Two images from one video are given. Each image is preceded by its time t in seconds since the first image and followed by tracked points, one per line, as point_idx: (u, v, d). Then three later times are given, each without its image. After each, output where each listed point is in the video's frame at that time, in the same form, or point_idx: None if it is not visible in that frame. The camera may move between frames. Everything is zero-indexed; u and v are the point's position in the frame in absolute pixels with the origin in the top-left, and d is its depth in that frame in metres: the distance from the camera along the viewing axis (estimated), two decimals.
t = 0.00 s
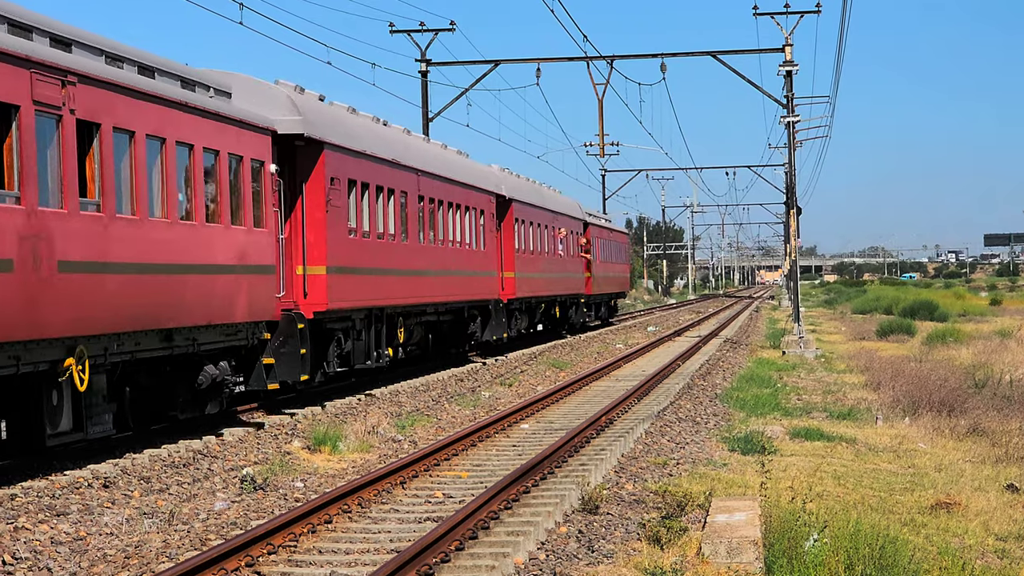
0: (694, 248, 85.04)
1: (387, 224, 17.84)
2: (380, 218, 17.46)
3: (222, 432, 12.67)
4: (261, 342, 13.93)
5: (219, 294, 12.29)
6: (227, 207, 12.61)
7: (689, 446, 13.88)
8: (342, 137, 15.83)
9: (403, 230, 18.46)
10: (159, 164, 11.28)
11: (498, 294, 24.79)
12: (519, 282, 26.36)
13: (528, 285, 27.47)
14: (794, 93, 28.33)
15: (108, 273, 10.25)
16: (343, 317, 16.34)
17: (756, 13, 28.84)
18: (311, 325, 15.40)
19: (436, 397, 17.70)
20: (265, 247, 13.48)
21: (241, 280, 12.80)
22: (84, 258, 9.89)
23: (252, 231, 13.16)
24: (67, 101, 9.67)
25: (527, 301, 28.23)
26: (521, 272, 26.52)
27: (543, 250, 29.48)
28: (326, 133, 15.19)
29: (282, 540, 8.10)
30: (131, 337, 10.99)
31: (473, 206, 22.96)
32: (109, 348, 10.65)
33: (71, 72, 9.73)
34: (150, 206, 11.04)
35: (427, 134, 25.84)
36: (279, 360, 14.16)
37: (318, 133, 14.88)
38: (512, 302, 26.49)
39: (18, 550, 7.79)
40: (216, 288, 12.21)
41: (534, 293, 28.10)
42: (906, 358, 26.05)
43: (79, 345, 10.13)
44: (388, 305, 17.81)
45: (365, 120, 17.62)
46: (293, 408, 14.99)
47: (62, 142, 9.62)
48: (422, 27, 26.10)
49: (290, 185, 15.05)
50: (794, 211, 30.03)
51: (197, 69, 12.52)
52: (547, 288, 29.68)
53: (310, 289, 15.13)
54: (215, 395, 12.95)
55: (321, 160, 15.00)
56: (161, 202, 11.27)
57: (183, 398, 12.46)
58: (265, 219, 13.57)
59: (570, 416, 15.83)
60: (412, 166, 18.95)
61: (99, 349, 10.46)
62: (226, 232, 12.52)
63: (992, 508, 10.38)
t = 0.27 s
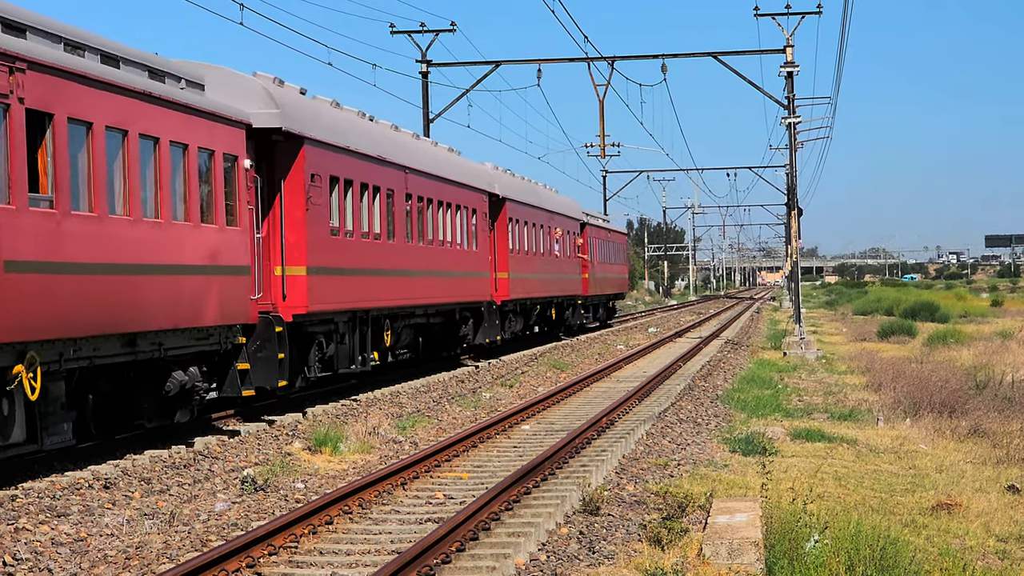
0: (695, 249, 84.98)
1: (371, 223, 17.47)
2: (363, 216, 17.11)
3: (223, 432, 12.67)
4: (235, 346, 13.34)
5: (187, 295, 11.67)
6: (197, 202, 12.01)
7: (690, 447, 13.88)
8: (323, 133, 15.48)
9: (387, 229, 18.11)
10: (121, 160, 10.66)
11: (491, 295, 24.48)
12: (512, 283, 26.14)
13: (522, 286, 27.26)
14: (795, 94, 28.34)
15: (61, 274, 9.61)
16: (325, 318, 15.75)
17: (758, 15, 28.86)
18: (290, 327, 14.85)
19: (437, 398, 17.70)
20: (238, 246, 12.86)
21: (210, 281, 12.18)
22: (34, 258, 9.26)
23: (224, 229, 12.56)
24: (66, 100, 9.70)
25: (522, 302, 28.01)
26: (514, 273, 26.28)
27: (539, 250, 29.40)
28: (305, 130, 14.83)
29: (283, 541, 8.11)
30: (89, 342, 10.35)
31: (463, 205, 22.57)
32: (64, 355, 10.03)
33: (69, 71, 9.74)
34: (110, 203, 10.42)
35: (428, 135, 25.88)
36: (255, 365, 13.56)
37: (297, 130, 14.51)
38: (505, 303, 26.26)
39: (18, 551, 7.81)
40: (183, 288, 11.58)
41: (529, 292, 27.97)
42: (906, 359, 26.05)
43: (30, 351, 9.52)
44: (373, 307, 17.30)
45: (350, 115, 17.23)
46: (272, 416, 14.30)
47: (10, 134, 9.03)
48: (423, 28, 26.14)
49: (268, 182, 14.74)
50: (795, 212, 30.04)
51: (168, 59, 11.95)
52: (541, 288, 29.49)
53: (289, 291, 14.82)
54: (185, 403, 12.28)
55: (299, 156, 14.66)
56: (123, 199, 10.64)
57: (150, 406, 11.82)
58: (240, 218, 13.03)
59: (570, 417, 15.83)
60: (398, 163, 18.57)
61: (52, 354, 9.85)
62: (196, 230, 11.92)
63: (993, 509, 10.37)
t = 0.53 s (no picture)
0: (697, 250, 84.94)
1: (359, 222, 16.52)
2: (350, 215, 16.14)
3: (225, 433, 12.67)
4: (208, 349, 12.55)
5: (153, 297, 10.90)
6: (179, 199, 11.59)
7: (692, 448, 13.88)
8: (305, 126, 14.48)
9: (376, 228, 17.16)
10: (79, 152, 9.96)
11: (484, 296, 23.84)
12: (507, 284, 25.65)
13: (518, 287, 26.83)
14: (797, 95, 28.33)
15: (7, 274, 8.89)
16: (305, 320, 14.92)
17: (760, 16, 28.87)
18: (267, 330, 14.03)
19: (440, 399, 17.70)
20: (209, 245, 12.10)
21: (178, 282, 11.40)
22: None
23: (194, 227, 11.80)
24: (71, 102, 9.72)
25: (516, 304, 27.55)
26: (509, 274, 25.79)
27: (535, 251, 29.19)
28: (284, 122, 13.81)
29: (285, 542, 8.11)
30: (41, 347, 9.60)
31: (457, 203, 21.73)
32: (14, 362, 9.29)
33: (73, 74, 9.75)
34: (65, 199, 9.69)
35: (431, 135, 25.90)
36: (231, 370, 12.78)
37: (275, 121, 13.52)
38: (501, 305, 25.72)
39: (20, 552, 7.82)
40: (149, 288, 10.85)
41: (523, 292, 27.53)
42: (908, 360, 26.04)
43: None
44: (360, 309, 16.46)
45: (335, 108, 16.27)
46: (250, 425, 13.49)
47: None
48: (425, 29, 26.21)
49: (245, 177, 13.64)
50: (797, 213, 30.03)
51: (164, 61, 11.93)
52: (534, 290, 29.04)
53: (267, 292, 13.76)
54: (152, 411, 11.48)
55: (278, 151, 13.65)
56: (79, 193, 9.92)
57: (114, 415, 11.08)
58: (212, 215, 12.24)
59: (572, 419, 15.82)
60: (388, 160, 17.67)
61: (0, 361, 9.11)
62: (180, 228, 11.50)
63: (995, 510, 10.37)
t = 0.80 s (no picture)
0: (698, 251, 84.90)
1: (341, 222, 15.90)
2: (331, 215, 15.52)
3: (226, 434, 12.67)
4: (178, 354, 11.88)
5: (114, 298, 10.20)
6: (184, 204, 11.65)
7: (693, 449, 13.88)
8: (282, 120, 13.86)
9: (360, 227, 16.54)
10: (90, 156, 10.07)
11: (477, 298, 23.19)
12: (501, 285, 25.33)
13: (513, 289, 26.60)
14: (798, 96, 28.34)
15: None
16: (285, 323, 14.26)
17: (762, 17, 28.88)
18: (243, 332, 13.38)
19: (441, 401, 17.70)
20: (175, 242, 11.34)
21: (140, 280, 10.66)
22: None
23: (160, 225, 11.08)
24: (80, 105, 9.81)
25: (511, 306, 27.19)
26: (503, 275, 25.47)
27: (530, 252, 29.10)
28: (260, 116, 13.19)
29: (286, 544, 8.11)
30: None
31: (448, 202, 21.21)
32: None
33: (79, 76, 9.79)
34: (17, 194, 9.06)
35: (432, 136, 25.92)
36: (204, 376, 12.14)
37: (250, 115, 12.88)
38: (493, 307, 25.22)
39: (22, 553, 7.83)
40: (111, 290, 10.17)
41: (518, 294, 27.19)
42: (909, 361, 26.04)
43: None
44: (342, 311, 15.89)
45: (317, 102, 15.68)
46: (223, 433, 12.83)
47: None
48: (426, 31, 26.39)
49: (219, 174, 12.96)
50: (798, 214, 30.02)
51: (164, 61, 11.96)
52: (529, 292, 28.65)
53: (242, 294, 13.09)
54: (116, 420, 10.80)
55: (253, 146, 13.04)
56: (30, 189, 9.25)
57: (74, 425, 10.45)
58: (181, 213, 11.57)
59: (574, 420, 15.82)
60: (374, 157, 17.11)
61: None
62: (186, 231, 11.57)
63: (997, 512, 10.37)
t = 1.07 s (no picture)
0: (700, 252, 84.84)
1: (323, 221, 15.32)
2: (313, 213, 14.94)
3: (226, 436, 12.66)
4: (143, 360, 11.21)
5: (69, 300, 9.61)
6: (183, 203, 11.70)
7: (694, 450, 13.89)
8: (260, 113, 13.27)
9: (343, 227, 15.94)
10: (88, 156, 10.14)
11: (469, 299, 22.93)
12: (495, 286, 25.29)
13: (506, 289, 26.50)
14: (799, 97, 28.34)
15: None
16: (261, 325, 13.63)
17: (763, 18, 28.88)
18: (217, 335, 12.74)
19: (442, 402, 17.70)
20: (139, 240, 10.73)
21: (100, 280, 10.06)
22: None
23: (122, 222, 10.45)
24: (83, 107, 9.94)
25: (505, 307, 27.18)
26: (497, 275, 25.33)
27: (525, 252, 29.06)
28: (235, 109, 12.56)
29: (288, 545, 8.11)
30: None
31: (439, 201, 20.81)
32: None
33: (75, 76, 9.83)
34: None
35: (433, 138, 25.94)
36: (173, 381, 11.53)
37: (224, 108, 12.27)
38: (486, 309, 25.13)
39: (24, 555, 7.84)
40: (65, 291, 9.56)
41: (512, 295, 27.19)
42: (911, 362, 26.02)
43: None
44: (324, 316, 15.28)
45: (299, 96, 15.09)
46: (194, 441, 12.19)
47: None
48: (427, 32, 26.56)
49: (189, 170, 12.31)
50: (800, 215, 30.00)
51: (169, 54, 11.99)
52: (523, 292, 28.61)
53: (215, 295, 12.44)
54: (73, 431, 10.08)
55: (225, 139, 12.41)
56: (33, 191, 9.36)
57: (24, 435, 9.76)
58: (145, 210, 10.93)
59: (575, 421, 15.81)
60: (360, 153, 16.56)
61: None
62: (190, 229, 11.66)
63: (998, 513, 10.36)
